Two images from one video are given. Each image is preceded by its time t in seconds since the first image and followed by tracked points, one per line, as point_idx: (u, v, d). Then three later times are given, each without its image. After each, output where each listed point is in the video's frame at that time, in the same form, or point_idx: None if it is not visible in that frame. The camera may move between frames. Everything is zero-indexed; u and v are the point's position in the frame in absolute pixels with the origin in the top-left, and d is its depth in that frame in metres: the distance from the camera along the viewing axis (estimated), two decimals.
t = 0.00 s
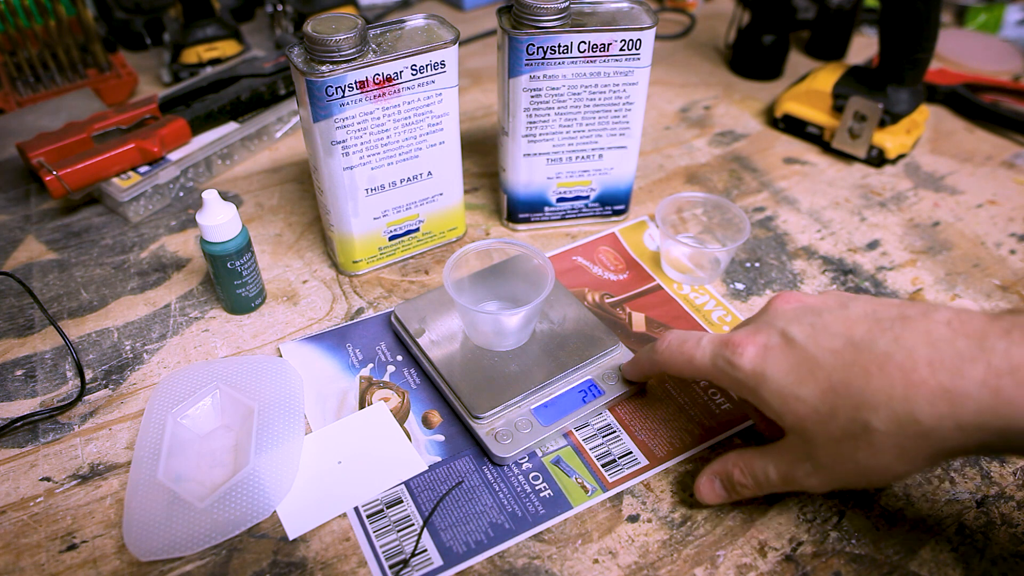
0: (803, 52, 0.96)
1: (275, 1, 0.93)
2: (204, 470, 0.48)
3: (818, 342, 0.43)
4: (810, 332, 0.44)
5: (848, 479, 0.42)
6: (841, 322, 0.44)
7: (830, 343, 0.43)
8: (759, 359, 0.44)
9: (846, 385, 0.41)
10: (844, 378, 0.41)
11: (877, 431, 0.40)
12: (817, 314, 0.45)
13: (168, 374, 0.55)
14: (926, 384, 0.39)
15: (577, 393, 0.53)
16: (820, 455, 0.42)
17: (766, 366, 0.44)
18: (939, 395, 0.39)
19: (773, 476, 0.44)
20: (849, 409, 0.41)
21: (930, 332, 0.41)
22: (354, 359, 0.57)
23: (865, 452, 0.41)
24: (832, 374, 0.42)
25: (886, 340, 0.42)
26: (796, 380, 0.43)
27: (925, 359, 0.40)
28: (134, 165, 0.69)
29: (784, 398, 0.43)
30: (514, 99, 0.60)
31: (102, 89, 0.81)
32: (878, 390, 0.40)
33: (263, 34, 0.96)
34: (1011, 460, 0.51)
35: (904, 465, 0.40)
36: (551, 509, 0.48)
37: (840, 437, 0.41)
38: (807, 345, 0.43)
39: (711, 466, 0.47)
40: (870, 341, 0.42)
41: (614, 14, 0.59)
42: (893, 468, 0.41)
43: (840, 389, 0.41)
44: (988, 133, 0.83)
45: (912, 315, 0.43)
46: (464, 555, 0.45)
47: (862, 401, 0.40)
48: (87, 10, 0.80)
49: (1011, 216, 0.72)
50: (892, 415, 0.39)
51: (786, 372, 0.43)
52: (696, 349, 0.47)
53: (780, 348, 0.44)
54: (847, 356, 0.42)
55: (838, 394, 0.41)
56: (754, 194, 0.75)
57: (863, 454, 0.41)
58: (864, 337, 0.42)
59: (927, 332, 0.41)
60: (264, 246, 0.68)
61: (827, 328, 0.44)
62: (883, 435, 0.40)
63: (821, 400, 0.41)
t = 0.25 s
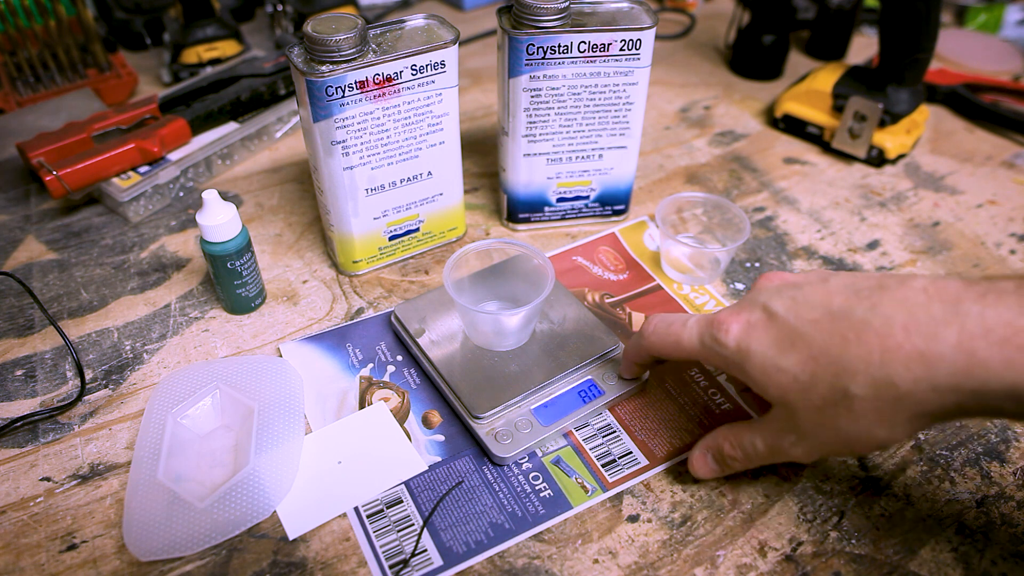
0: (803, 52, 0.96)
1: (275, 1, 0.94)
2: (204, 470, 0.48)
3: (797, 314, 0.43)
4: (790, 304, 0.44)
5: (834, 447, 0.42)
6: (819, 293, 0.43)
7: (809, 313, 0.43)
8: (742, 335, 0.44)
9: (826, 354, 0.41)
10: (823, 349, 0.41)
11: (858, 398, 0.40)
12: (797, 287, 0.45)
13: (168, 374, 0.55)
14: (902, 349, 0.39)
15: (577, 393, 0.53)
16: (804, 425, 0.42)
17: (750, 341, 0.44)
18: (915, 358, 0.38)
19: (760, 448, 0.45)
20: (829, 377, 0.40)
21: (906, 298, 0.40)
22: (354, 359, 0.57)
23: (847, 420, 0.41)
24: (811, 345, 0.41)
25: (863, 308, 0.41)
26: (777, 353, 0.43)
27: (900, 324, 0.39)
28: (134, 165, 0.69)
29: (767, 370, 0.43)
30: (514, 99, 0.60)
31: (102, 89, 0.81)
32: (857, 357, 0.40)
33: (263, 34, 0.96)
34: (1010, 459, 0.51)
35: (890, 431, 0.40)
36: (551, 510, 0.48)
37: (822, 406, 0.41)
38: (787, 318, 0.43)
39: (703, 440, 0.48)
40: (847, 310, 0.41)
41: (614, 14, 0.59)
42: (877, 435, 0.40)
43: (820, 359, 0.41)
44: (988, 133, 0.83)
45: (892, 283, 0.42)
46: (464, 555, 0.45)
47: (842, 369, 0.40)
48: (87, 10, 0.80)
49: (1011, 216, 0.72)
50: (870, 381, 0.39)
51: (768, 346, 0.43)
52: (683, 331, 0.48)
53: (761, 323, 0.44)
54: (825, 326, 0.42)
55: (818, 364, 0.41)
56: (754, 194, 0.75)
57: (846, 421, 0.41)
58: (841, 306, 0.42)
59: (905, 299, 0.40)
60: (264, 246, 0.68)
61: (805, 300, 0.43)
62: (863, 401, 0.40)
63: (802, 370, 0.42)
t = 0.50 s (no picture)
0: (803, 52, 0.96)
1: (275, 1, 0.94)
2: (204, 470, 0.48)
3: (858, 271, 0.40)
4: (848, 258, 0.41)
5: (876, 419, 0.40)
6: (885, 251, 0.40)
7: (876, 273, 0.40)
8: (790, 283, 0.41)
9: (895, 319, 0.38)
10: (892, 312, 0.38)
11: (926, 373, 0.37)
12: (854, 243, 0.42)
13: (168, 374, 0.55)
14: (989, 323, 0.36)
15: (577, 393, 0.53)
16: (850, 396, 0.40)
17: (798, 293, 0.41)
18: (1003, 334, 0.36)
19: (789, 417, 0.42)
20: (894, 345, 0.38)
21: (991, 269, 0.38)
22: (354, 359, 0.57)
23: (905, 396, 0.38)
24: (878, 307, 0.38)
25: (942, 274, 0.38)
26: (832, 310, 0.40)
27: (989, 297, 0.36)
28: (134, 165, 0.69)
29: (817, 327, 0.40)
30: (513, 99, 0.60)
31: (102, 89, 0.81)
32: (934, 326, 0.37)
33: (263, 34, 0.96)
34: (1010, 459, 0.51)
35: (945, 412, 0.38)
36: (551, 509, 0.48)
37: (878, 376, 0.38)
38: (846, 272, 0.40)
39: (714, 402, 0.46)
40: (923, 275, 0.38)
41: (614, 14, 0.59)
42: (932, 414, 0.38)
43: (889, 324, 0.38)
44: (988, 133, 0.83)
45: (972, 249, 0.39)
46: (464, 555, 0.45)
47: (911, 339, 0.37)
48: (87, 11, 0.80)
49: (1011, 216, 0.72)
50: (946, 357, 0.36)
51: (821, 302, 0.40)
52: (712, 268, 0.45)
53: (813, 275, 0.41)
54: (895, 288, 0.38)
55: (884, 329, 0.38)
56: (753, 194, 0.75)
57: (902, 397, 0.38)
58: (914, 268, 0.39)
59: (990, 268, 0.38)
60: (264, 246, 0.68)
61: (868, 258, 0.40)
62: (931, 376, 0.37)
63: (862, 334, 0.38)
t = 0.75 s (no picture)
0: (803, 52, 0.96)
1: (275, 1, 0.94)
2: (204, 470, 0.48)
3: (806, 275, 0.41)
4: (796, 267, 0.42)
5: (855, 425, 0.41)
6: (831, 252, 0.42)
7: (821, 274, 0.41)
8: (743, 300, 0.43)
9: (843, 316, 0.39)
10: (839, 310, 0.39)
11: (883, 364, 0.38)
12: (801, 250, 0.43)
13: (168, 374, 0.55)
14: (933, 304, 0.37)
15: (577, 392, 0.53)
16: (823, 404, 0.41)
17: (751, 307, 0.42)
18: (950, 314, 0.36)
19: (773, 432, 0.44)
20: (847, 344, 0.39)
21: (933, 249, 0.38)
22: (354, 359, 0.57)
23: (871, 392, 0.39)
24: (825, 307, 0.40)
25: (883, 263, 0.39)
26: (784, 318, 0.41)
27: (931, 278, 0.37)
28: (134, 165, 0.69)
29: (773, 338, 0.41)
30: (513, 99, 0.60)
31: (102, 89, 0.81)
32: (880, 316, 0.38)
33: (263, 34, 0.96)
34: (1010, 459, 0.51)
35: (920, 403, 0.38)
36: (551, 509, 0.48)
37: (841, 378, 0.39)
38: (794, 280, 0.41)
39: (708, 429, 0.47)
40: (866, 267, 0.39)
41: (614, 14, 0.59)
42: (905, 407, 0.39)
43: (837, 320, 0.39)
44: (988, 133, 0.83)
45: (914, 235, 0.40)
46: (464, 555, 0.45)
47: (861, 333, 0.38)
48: (87, 10, 0.80)
49: (1011, 216, 0.72)
50: (897, 345, 0.37)
51: (774, 311, 0.41)
52: (677, 307, 0.46)
53: (763, 287, 0.42)
54: (839, 285, 0.40)
55: (834, 327, 0.39)
56: (754, 194, 0.75)
57: (869, 392, 0.39)
58: (857, 263, 0.40)
59: (930, 249, 0.39)
60: (264, 246, 0.68)
61: (816, 262, 0.42)
62: (890, 369, 0.38)
63: (815, 337, 0.40)
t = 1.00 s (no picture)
0: (803, 52, 0.96)
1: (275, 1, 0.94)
2: (204, 470, 0.48)
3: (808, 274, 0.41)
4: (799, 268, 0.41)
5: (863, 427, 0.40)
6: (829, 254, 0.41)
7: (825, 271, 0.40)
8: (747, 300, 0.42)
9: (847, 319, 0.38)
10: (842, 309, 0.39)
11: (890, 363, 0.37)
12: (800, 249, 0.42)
13: (168, 374, 0.55)
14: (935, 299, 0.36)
15: (577, 393, 0.53)
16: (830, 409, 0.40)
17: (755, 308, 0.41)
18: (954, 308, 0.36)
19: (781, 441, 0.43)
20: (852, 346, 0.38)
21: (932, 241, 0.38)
22: (354, 359, 0.57)
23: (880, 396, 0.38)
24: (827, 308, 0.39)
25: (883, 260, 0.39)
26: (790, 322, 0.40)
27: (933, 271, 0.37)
28: (134, 165, 0.69)
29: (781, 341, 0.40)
30: (514, 99, 0.60)
31: (102, 89, 0.81)
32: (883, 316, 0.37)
33: (263, 34, 0.96)
34: (1010, 459, 0.51)
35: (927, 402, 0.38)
36: (551, 509, 0.48)
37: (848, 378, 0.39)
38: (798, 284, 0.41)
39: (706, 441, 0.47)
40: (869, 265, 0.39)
41: (614, 14, 0.59)
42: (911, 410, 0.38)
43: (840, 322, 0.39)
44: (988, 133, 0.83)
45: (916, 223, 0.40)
46: (464, 555, 0.45)
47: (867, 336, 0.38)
48: (87, 11, 0.80)
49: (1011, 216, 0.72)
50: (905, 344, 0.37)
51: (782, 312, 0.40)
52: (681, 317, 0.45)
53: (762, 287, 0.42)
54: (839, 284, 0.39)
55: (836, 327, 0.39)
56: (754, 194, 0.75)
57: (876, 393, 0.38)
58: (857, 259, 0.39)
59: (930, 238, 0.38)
60: (264, 246, 0.68)
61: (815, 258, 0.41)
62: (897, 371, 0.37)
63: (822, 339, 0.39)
